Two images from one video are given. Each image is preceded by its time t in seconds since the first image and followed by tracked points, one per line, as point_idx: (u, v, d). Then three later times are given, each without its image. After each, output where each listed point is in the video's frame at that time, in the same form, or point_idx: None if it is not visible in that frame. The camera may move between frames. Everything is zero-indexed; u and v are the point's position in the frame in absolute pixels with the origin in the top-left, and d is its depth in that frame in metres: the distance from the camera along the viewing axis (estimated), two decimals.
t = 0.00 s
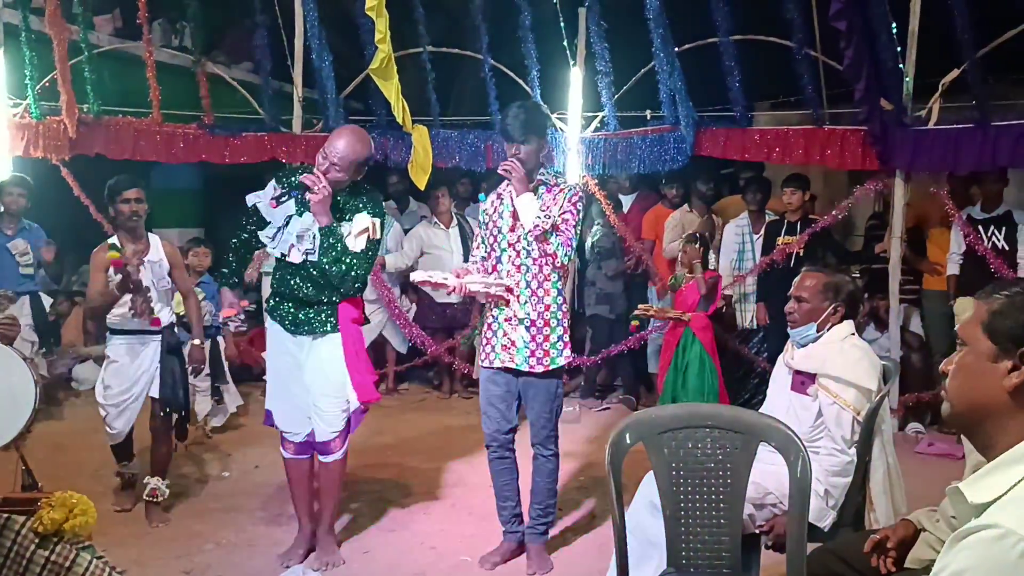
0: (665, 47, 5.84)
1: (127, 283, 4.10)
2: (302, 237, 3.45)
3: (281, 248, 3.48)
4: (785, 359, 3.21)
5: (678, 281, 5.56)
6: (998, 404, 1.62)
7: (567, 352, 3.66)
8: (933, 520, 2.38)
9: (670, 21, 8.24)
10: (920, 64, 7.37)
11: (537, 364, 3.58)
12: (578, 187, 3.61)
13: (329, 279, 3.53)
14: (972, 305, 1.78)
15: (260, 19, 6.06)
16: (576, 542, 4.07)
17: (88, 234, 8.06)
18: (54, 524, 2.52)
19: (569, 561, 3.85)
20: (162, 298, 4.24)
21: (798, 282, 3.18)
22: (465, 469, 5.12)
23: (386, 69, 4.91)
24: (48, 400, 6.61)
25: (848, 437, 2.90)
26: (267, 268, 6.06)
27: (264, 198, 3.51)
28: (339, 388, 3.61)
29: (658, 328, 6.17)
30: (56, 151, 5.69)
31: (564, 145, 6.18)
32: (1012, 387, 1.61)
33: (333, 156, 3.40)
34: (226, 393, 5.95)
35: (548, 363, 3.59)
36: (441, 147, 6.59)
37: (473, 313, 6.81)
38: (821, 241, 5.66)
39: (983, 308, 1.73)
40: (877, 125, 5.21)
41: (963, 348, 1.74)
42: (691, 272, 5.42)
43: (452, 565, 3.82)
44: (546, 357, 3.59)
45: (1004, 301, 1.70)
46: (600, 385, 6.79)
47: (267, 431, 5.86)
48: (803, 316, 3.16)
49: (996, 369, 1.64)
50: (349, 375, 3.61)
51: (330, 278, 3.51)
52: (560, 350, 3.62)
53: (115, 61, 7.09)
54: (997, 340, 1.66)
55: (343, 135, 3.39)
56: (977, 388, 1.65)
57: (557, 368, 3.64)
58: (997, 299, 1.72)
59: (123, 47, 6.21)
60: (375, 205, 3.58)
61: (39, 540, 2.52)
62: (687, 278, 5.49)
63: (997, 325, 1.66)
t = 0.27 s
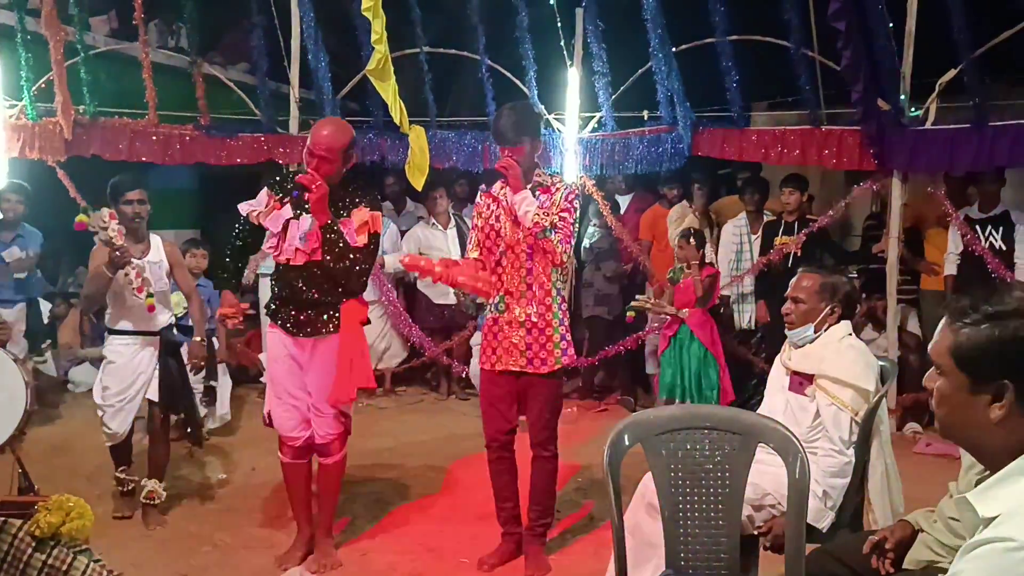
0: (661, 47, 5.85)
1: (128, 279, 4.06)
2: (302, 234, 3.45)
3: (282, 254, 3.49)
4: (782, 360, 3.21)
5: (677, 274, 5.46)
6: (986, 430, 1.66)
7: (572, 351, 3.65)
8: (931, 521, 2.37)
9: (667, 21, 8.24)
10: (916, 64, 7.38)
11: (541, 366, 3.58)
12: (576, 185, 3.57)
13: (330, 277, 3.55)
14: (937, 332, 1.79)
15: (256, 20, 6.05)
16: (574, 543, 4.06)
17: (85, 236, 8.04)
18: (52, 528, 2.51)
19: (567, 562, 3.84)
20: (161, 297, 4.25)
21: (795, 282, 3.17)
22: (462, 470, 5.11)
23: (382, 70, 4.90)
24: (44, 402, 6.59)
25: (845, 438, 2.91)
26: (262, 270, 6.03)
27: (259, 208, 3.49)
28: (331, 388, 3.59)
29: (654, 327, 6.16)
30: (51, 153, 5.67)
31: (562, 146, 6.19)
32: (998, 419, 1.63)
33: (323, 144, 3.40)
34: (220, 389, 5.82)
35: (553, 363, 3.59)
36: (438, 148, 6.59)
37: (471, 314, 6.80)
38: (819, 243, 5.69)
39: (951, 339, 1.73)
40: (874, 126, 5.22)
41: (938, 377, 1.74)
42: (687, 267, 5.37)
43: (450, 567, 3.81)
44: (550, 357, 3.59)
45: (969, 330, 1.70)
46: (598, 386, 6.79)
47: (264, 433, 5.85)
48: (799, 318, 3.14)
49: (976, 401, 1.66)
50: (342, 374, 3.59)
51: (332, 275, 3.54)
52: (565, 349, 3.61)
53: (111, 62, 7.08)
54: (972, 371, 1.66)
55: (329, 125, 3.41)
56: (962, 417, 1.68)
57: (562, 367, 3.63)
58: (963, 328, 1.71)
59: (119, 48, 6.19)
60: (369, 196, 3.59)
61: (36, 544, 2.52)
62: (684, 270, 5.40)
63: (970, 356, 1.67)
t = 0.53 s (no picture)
0: (659, 46, 5.85)
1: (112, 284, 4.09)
2: (296, 231, 3.48)
3: (281, 253, 3.52)
4: (780, 358, 3.21)
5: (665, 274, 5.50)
6: (986, 426, 1.66)
7: (570, 351, 3.66)
8: (928, 519, 2.37)
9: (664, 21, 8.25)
10: (913, 63, 7.39)
11: (539, 365, 3.59)
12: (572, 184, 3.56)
13: (331, 274, 3.54)
14: (939, 321, 1.78)
15: (253, 19, 6.04)
16: (571, 543, 4.06)
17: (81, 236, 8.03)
18: (50, 529, 2.51)
19: (566, 561, 3.84)
20: (152, 301, 4.18)
21: (794, 281, 3.17)
22: (460, 470, 5.11)
23: (380, 70, 4.90)
24: (41, 402, 6.58)
25: (843, 437, 2.91)
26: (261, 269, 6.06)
27: (255, 211, 3.47)
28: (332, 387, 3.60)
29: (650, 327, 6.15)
30: (47, 153, 5.67)
31: (559, 146, 6.22)
32: (1000, 417, 1.64)
33: (313, 138, 3.39)
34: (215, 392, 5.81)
35: (550, 364, 3.59)
36: (436, 147, 6.60)
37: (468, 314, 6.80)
38: (817, 242, 5.70)
39: (949, 333, 1.72)
40: (871, 124, 5.22)
41: (937, 370, 1.74)
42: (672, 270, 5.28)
43: (448, 566, 3.81)
44: (549, 357, 3.59)
45: (972, 326, 1.68)
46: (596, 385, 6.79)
47: (262, 433, 5.84)
48: (798, 316, 3.16)
49: (978, 397, 1.66)
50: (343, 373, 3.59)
51: (332, 271, 3.53)
52: (563, 349, 3.62)
53: (107, 62, 7.07)
54: (974, 368, 1.66)
55: (316, 120, 3.40)
56: (964, 412, 1.68)
57: (559, 367, 3.64)
58: (963, 323, 1.69)
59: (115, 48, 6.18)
60: (364, 189, 3.55)
61: (34, 545, 2.52)
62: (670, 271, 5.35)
63: (971, 352, 1.66)
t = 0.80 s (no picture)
0: (655, 45, 5.86)
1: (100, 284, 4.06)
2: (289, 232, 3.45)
3: (277, 253, 3.47)
4: (777, 357, 3.23)
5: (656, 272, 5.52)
6: (988, 420, 1.67)
7: (561, 351, 3.65)
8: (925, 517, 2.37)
9: (661, 20, 8.25)
10: (910, 62, 7.39)
11: (529, 364, 3.58)
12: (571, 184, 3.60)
13: (328, 272, 3.55)
14: (946, 312, 1.78)
15: (249, 18, 6.03)
16: (568, 542, 4.06)
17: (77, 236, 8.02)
18: (46, 529, 2.51)
19: (563, 561, 3.84)
20: (141, 297, 4.20)
21: (790, 280, 3.17)
22: (457, 469, 5.11)
23: (376, 69, 4.89)
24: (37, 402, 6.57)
25: (840, 435, 2.92)
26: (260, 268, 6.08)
27: (251, 213, 3.46)
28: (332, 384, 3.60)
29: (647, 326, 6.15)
30: (43, 153, 5.65)
31: (556, 144, 6.23)
32: (1006, 409, 1.64)
33: (302, 139, 3.37)
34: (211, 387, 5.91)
35: (543, 362, 3.58)
36: (432, 146, 6.60)
37: (465, 313, 6.80)
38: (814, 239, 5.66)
39: (957, 325, 1.73)
40: (867, 123, 5.21)
41: (941, 363, 1.74)
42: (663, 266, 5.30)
43: (445, 566, 3.81)
44: (540, 356, 3.58)
45: (982, 318, 1.68)
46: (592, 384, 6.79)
47: (259, 433, 5.83)
48: (793, 315, 3.14)
49: (987, 390, 1.66)
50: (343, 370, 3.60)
51: (330, 269, 3.53)
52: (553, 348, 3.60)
53: (103, 62, 7.06)
54: (985, 361, 1.66)
55: (306, 120, 3.37)
56: (966, 407, 1.69)
57: (550, 366, 3.62)
58: (972, 315, 1.70)
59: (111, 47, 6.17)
60: (359, 186, 3.59)
61: (31, 545, 2.51)
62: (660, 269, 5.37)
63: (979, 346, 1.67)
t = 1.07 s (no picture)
0: (650, 43, 5.86)
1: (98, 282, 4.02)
2: (287, 230, 3.46)
3: (275, 253, 3.48)
4: (774, 356, 3.21)
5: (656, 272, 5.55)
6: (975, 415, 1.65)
7: (561, 350, 3.65)
8: (921, 515, 2.37)
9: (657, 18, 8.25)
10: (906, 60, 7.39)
11: (531, 363, 3.58)
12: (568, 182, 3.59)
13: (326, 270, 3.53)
14: (942, 304, 1.75)
15: (244, 18, 6.02)
16: (566, 541, 4.06)
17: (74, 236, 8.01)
18: (41, 530, 2.50)
19: (560, 559, 3.84)
20: (140, 298, 4.19)
21: (786, 278, 3.17)
22: (455, 469, 5.10)
23: (372, 68, 4.89)
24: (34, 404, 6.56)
25: (836, 433, 2.94)
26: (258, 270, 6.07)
27: (248, 214, 3.48)
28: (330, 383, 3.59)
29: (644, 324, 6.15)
30: (39, 153, 5.63)
31: (553, 143, 6.25)
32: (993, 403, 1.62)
33: (301, 138, 3.37)
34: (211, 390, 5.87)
35: (542, 360, 3.58)
36: (429, 145, 6.59)
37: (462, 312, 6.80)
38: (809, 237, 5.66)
39: (949, 318, 1.70)
40: (863, 121, 5.21)
41: (934, 356, 1.72)
42: (665, 265, 5.30)
43: (442, 565, 3.80)
44: (541, 355, 3.59)
45: (976, 314, 1.65)
46: (589, 383, 6.79)
47: (256, 433, 5.82)
48: (790, 313, 3.14)
49: (976, 384, 1.64)
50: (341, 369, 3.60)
51: (328, 267, 3.52)
52: (554, 346, 3.61)
53: (99, 62, 7.04)
54: (975, 355, 1.64)
55: (306, 118, 3.38)
56: (956, 399, 1.67)
57: (550, 365, 3.63)
58: (967, 309, 1.66)
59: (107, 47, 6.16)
60: (356, 185, 3.56)
61: (26, 546, 2.50)
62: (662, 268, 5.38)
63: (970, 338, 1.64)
